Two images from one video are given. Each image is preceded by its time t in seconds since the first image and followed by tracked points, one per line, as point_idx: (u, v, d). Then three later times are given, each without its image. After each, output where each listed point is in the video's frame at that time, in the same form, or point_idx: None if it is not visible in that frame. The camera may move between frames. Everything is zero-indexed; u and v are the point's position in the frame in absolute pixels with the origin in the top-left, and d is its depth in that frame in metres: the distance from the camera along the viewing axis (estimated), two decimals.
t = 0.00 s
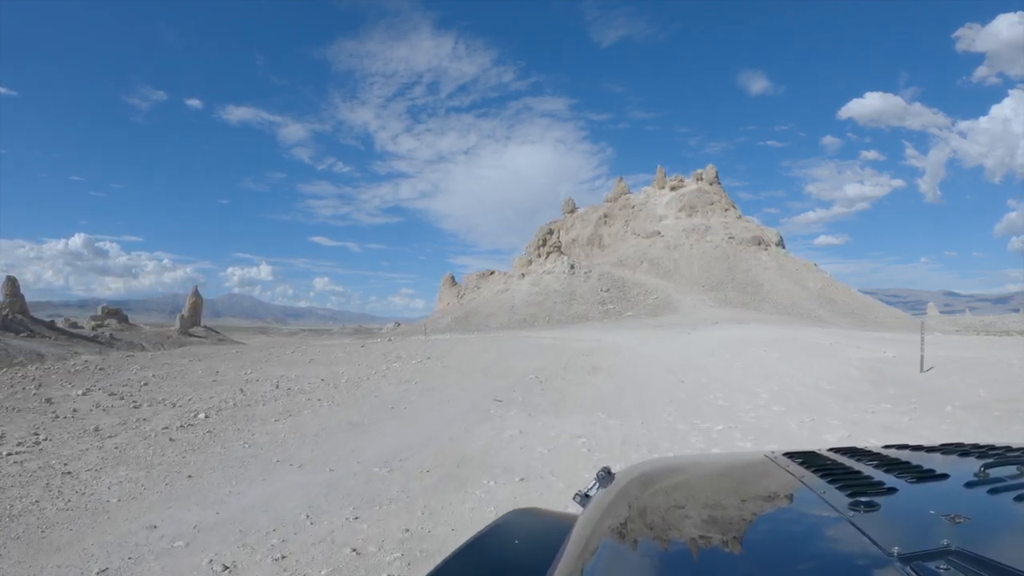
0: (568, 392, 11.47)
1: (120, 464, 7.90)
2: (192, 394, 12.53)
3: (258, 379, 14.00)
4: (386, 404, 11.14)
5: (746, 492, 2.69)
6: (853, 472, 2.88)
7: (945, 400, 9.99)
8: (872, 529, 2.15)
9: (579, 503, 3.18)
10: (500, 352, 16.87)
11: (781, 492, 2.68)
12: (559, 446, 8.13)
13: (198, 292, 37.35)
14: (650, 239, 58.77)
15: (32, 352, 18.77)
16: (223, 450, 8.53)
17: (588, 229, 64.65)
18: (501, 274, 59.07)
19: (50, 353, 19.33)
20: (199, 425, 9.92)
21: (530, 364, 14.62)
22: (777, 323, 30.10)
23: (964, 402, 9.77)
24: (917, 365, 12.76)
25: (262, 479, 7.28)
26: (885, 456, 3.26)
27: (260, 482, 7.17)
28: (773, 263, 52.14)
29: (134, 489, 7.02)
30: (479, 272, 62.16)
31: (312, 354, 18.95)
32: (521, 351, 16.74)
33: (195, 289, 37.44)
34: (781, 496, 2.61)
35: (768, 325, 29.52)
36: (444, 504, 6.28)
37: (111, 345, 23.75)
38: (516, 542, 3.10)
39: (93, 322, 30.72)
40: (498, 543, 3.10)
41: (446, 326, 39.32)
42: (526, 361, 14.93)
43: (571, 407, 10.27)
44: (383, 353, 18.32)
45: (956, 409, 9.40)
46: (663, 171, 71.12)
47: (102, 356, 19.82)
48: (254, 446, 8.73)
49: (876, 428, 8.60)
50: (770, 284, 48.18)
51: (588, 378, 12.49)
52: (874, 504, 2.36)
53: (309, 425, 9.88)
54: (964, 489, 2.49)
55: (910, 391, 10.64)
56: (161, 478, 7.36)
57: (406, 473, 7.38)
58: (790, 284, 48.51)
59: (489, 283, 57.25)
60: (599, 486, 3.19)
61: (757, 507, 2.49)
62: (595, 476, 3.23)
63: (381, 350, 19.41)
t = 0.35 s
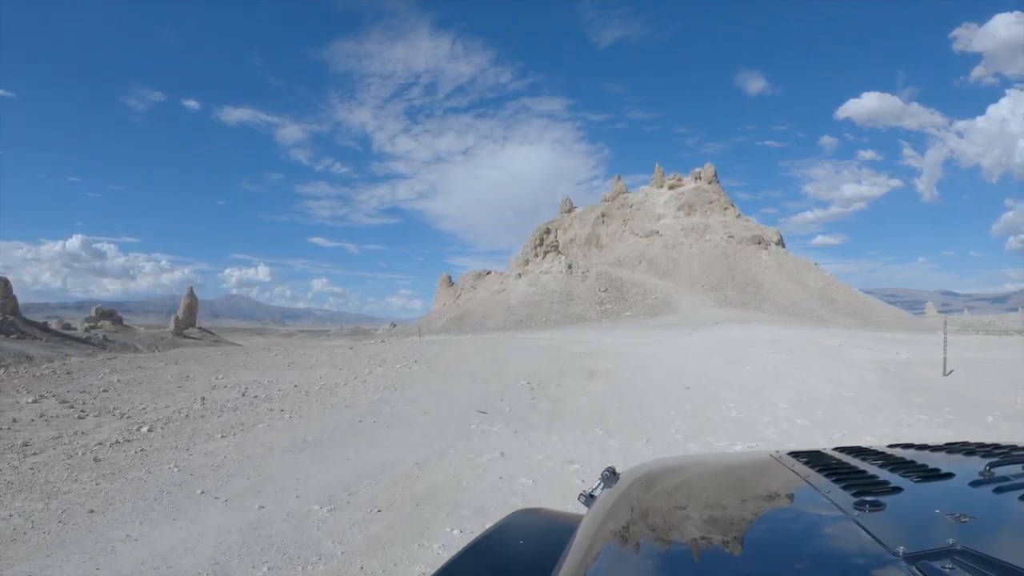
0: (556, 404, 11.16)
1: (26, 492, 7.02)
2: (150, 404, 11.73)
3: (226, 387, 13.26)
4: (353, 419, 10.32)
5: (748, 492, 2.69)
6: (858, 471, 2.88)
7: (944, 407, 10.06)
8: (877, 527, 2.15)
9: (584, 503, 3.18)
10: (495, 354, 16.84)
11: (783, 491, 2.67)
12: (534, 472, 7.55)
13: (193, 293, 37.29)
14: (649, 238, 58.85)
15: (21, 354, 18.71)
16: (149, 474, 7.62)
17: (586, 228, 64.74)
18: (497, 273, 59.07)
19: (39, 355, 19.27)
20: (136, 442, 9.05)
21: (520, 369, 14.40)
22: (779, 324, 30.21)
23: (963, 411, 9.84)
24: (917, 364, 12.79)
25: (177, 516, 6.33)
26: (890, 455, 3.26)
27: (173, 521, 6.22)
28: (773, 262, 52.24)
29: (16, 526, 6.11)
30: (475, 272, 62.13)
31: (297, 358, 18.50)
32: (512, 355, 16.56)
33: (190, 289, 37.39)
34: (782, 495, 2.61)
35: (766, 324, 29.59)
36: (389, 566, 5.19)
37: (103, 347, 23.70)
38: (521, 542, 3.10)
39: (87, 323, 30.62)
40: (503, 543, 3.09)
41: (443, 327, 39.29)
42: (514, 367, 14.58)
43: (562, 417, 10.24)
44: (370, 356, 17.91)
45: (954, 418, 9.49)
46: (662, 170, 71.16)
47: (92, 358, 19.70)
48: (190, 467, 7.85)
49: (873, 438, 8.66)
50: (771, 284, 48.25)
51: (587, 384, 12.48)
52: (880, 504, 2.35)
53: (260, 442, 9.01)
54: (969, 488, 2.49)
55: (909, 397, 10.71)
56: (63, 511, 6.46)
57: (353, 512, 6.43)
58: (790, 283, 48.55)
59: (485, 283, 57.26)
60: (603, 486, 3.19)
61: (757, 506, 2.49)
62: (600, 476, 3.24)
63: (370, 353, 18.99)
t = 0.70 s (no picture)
0: (539, 402, 10.49)
1: None
2: (99, 414, 10.64)
3: (189, 394, 12.26)
4: (314, 430, 9.22)
5: (748, 488, 2.68)
6: (861, 467, 2.88)
7: (946, 396, 10.10)
8: (880, 521, 2.14)
9: (587, 500, 3.19)
10: (490, 354, 16.77)
11: (783, 486, 2.67)
12: (506, 494, 6.64)
13: (188, 295, 37.24)
14: (648, 238, 58.93)
15: (10, 356, 18.64)
16: (54, 506, 6.46)
17: (584, 228, 64.79)
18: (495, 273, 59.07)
19: (29, 356, 19.21)
20: (60, 460, 8.01)
21: (509, 370, 13.75)
22: (780, 324, 30.29)
23: (961, 399, 9.91)
24: (918, 363, 12.80)
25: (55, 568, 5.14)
26: (894, 451, 3.25)
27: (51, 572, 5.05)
28: (773, 261, 52.30)
29: None
30: (471, 272, 62.16)
31: (282, 361, 17.77)
32: (504, 357, 16.03)
33: (185, 291, 37.34)
34: (782, 490, 2.61)
35: (767, 324, 29.60)
36: None
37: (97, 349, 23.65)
38: (524, 538, 3.10)
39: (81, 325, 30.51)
40: (506, 539, 3.10)
41: (438, 328, 39.28)
42: (503, 369, 13.81)
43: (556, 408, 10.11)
44: (357, 358, 17.28)
45: (956, 405, 9.51)
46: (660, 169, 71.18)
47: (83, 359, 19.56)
48: (105, 495, 6.77)
49: (872, 424, 8.71)
50: (771, 283, 48.29)
51: (584, 376, 12.44)
52: (883, 499, 2.34)
53: (200, 460, 7.92)
54: (973, 483, 2.48)
55: (912, 387, 10.73)
56: None
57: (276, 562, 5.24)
58: (790, 283, 48.56)
59: (482, 284, 57.24)
60: (607, 483, 3.19)
61: (758, 502, 2.49)
62: (604, 473, 3.24)
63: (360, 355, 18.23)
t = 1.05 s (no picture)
0: (524, 413, 9.76)
1: None
2: (29, 428, 9.55)
3: (137, 406, 11.16)
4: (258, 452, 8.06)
5: (746, 496, 2.67)
6: (862, 475, 2.87)
7: (946, 398, 10.13)
8: (880, 531, 2.14)
9: (586, 503, 3.18)
10: (483, 356, 16.67)
11: (782, 496, 2.66)
12: (474, 530, 5.57)
13: (183, 296, 37.19)
14: (646, 237, 58.97)
15: None
16: None
17: (582, 228, 64.82)
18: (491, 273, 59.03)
19: (17, 358, 19.16)
20: None
21: (495, 376, 13.02)
22: (782, 325, 30.32)
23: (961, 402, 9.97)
24: (918, 365, 12.83)
25: None
26: (895, 459, 3.26)
27: None
28: (774, 261, 52.30)
29: None
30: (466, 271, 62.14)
31: (259, 366, 17.07)
32: (492, 361, 15.38)
33: (179, 292, 37.30)
34: (780, 499, 2.60)
35: (767, 324, 29.64)
36: None
37: (89, 350, 23.59)
38: (522, 541, 3.09)
39: (74, 326, 30.38)
40: (503, 542, 3.08)
41: (433, 329, 39.27)
42: (488, 377, 13.01)
43: (554, 410, 9.95)
44: (339, 364, 16.62)
45: (955, 408, 9.55)
46: (658, 168, 71.19)
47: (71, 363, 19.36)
48: None
49: (871, 427, 8.75)
50: (772, 283, 48.29)
51: (581, 377, 12.41)
52: (883, 508, 2.34)
53: (110, 490, 6.75)
54: (973, 493, 2.48)
55: (911, 388, 10.76)
56: None
57: None
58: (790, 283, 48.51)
59: (478, 284, 57.23)
60: (607, 487, 3.18)
61: (754, 511, 2.48)
62: (604, 477, 3.23)
63: (343, 360, 17.49)
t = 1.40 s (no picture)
0: (509, 429, 9.06)
1: None
2: None
3: (83, 418, 10.40)
4: (189, 476, 7.24)
5: (750, 495, 2.67)
6: (866, 472, 2.87)
7: (950, 397, 10.14)
8: (885, 527, 2.13)
9: (591, 505, 3.18)
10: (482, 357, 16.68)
11: (786, 493, 2.66)
12: None
13: (177, 296, 37.20)
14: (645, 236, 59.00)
15: None
16: None
17: (580, 227, 64.87)
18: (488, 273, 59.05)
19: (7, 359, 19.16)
20: None
21: (480, 387, 12.30)
22: (784, 325, 30.30)
23: (963, 400, 9.98)
24: (920, 365, 12.82)
25: None
26: (899, 456, 3.25)
27: None
28: (775, 261, 52.26)
29: None
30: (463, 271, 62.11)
31: (239, 370, 16.53)
32: (481, 368, 14.79)
33: (174, 293, 37.29)
34: (785, 498, 2.59)
35: (768, 325, 29.62)
36: None
37: (82, 351, 23.60)
38: (528, 544, 3.09)
39: (68, 327, 30.31)
40: (509, 545, 3.08)
41: (429, 330, 39.25)
42: (472, 387, 12.31)
43: (547, 421, 9.49)
44: (319, 369, 15.98)
45: (958, 406, 9.55)
46: (657, 167, 71.16)
47: (62, 364, 19.28)
48: None
49: (875, 424, 8.74)
50: (773, 283, 48.27)
51: (578, 379, 12.37)
52: (888, 505, 2.33)
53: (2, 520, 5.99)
54: (978, 489, 2.48)
55: (914, 387, 10.75)
56: None
57: None
58: (791, 282, 48.48)
59: (475, 283, 57.23)
60: (611, 489, 3.19)
61: (758, 511, 2.48)
62: (609, 478, 3.23)
63: (325, 366, 16.88)
